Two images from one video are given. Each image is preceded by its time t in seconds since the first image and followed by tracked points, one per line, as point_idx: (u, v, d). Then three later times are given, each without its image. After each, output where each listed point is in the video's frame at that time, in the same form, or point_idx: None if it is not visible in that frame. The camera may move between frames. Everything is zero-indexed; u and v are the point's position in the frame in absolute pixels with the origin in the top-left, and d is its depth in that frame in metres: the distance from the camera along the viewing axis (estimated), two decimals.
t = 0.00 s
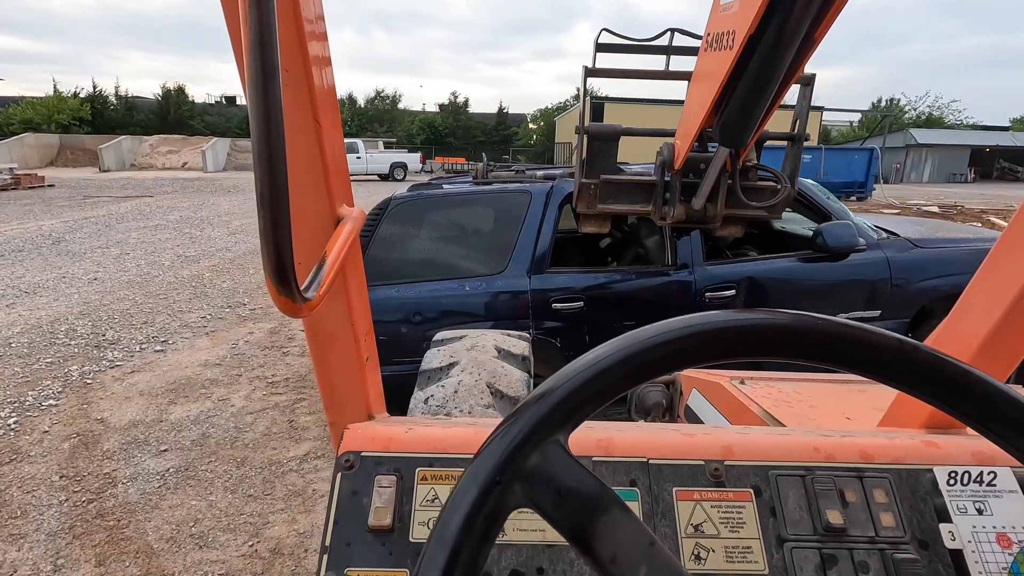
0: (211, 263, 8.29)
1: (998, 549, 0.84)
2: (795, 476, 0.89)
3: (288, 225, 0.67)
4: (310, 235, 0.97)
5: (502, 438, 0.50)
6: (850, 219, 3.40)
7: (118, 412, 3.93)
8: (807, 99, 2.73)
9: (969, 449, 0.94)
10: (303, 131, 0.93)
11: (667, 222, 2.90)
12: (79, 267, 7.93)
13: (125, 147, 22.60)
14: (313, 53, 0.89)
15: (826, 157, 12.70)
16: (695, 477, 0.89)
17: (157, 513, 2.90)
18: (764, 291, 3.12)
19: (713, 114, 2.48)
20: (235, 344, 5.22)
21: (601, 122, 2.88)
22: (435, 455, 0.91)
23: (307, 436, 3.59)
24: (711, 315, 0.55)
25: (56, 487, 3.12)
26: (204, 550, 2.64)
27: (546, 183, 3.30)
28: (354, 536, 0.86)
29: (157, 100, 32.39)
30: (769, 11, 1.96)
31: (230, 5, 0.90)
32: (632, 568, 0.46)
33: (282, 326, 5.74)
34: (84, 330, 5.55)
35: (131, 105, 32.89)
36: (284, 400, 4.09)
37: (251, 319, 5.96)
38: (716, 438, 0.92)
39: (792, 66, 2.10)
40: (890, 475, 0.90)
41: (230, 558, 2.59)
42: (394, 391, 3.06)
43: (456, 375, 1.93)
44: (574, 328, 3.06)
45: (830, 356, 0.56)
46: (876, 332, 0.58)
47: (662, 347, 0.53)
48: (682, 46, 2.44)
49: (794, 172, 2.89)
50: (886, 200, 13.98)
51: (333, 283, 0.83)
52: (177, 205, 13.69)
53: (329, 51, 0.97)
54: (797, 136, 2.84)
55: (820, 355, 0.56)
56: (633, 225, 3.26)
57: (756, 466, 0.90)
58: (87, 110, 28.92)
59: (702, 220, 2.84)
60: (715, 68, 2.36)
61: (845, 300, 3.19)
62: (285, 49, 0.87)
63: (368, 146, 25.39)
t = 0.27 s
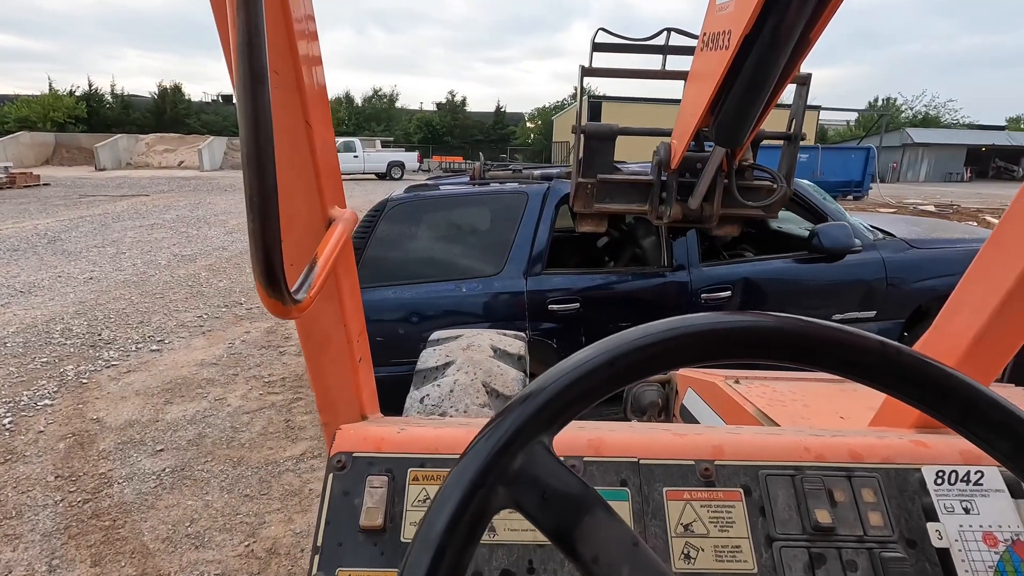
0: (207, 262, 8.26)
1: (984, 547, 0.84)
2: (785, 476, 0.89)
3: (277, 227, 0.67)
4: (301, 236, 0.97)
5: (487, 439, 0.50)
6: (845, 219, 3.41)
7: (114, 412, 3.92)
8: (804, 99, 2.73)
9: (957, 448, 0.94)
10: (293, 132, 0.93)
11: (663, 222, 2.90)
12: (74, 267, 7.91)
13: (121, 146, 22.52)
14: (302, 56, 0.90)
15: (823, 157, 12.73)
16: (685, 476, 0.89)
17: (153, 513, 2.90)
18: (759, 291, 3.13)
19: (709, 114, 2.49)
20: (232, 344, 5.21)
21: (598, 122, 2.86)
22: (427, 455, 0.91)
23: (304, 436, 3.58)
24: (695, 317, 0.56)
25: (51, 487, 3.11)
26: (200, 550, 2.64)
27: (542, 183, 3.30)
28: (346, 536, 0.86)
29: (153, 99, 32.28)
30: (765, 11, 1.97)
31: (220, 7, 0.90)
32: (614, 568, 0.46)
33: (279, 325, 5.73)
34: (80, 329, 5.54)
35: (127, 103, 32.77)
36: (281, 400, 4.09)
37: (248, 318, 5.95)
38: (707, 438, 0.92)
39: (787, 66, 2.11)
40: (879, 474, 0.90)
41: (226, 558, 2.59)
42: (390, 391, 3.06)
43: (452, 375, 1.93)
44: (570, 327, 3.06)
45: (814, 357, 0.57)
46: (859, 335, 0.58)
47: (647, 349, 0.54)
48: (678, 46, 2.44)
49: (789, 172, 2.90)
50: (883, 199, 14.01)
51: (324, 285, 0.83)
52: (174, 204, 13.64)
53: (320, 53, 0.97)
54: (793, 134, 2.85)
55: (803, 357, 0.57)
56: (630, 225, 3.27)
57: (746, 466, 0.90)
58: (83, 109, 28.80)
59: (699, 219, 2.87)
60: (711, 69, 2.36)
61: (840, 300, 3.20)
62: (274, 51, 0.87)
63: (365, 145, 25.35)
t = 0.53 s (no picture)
0: (204, 261, 8.23)
1: (982, 552, 0.83)
2: (781, 480, 0.88)
3: (259, 227, 0.66)
4: (289, 237, 0.95)
5: (474, 446, 0.49)
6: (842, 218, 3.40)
7: (109, 412, 3.90)
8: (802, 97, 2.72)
9: (955, 451, 0.93)
10: (279, 131, 0.91)
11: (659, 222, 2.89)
12: (69, 266, 7.87)
13: (118, 145, 22.44)
14: (287, 53, 0.88)
15: (820, 156, 12.74)
16: (680, 481, 0.88)
17: (148, 514, 2.88)
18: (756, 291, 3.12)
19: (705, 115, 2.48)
20: (228, 344, 5.19)
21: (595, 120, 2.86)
22: (418, 460, 0.90)
23: (300, 436, 3.57)
24: (688, 321, 0.55)
25: (45, 488, 3.09)
26: (195, 551, 2.62)
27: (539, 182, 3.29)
28: (335, 543, 0.85)
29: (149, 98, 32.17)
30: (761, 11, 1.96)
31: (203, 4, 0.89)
32: None
33: (275, 325, 5.71)
34: (75, 329, 5.51)
35: (123, 102, 32.66)
36: (277, 400, 4.07)
37: (244, 318, 5.93)
38: (702, 441, 0.91)
39: (783, 67, 2.10)
40: (876, 478, 0.89)
41: (221, 559, 2.58)
42: (386, 391, 3.05)
43: (447, 375, 1.92)
44: (567, 327, 3.05)
45: (810, 361, 0.55)
46: (855, 338, 0.57)
47: (638, 354, 0.53)
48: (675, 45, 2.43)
49: (786, 171, 2.89)
50: (880, 198, 14.03)
51: (311, 287, 0.81)
52: (170, 203, 13.60)
53: (307, 50, 0.95)
54: (790, 133, 2.84)
55: (800, 361, 0.55)
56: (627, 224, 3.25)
57: (742, 470, 0.89)
58: (79, 108, 28.69)
59: (696, 219, 2.87)
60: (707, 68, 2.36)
61: (837, 299, 3.19)
62: (257, 49, 0.85)
63: (362, 144, 25.30)
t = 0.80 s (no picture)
0: (201, 261, 8.21)
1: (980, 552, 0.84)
2: (779, 480, 0.88)
3: (254, 227, 0.66)
4: (286, 237, 0.95)
5: (470, 450, 0.49)
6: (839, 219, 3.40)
7: (105, 412, 3.89)
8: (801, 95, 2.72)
9: (954, 451, 0.93)
10: (276, 130, 0.91)
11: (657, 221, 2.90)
12: (66, 265, 7.84)
13: (114, 144, 22.37)
14: (283, 53, 0.87)
15: (817, 155, 12.75)
16: (678, 481, 0.88)
17: (144, 514, 2.87)
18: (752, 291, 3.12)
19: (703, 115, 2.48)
20: (225, 343, 5.18)
21: (594, 119, 2.88)
22: (415, 461, 0.90)
23: (298, 435, 3.56)
24: (686, 323, 0.54)
25: (41, 489, 3.08)
26: (192, 552, 2.61)
27: (537, 183, 3.28)
28: (332, 545, 0.84)
29: (145, 97, 32.07)
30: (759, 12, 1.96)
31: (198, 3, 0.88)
32: None
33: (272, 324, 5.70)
34: (71, 329, 5.49)
35: (119, 101, 32.54)
36: (274, 399, 4.07)
37: (241, 317, 5.92)
38: (700, 442, 0.91)
39: (781, 68, 2.11)
40: (875, 478, 0.89)
41: (218, 560, 2.57)
42: (383, 390, 3.05)
43: (446, 375, 1.92)
44: (564, 326, 3.05)
45: (810, 363, 0.55)
46: (855, 340, 0.57)
47: (636, 354, 0.52)
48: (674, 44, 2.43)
49: (784, 170, 2.90)
50: (877, 198, 14.05)
51: (307, 287, 0.81)
52: (167, 202, 13.57)
53: (303, 49, 0.95)
54: (790, 132, 2.84)
55: (801, 363, 0.55)
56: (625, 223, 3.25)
57: (740, 470, 0.89)
58: (75, 106, 28.59)
59: (693, 219, 2.87)
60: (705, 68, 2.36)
61: (834, 299, 3.20)
62: (252, 49, 0.85)
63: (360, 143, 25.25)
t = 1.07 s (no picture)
0: (199, 260, 8.20)
1: (980, 545, 0.84)
2: (781, 475, 0.89)
3: (265, 225, 0.66)
4: (292, 235, 0.95)
5: (480, 441, 0.49)
6: (837, 219, 3.41)
7: (103, 412, 3.89)
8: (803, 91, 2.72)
9: (953, 446, 0.94)
10: (282, 128, 0.91)
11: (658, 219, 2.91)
12: (63, 265, 7.83)
13: (111, 143, 22.32)
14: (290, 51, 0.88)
15: (815, 154, 12.76)
16: (681, 476, 0.88)
17: (143, 514, 2.87)
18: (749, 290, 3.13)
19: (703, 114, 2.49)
20: (224, 343, 5.18)
21: (596, 115, 2.83)
22: (421, 456, 0.90)
23: (296, 435, 3.56)
24: (692, 316, 0.55)
25: (38, 489, 3.08)
26: (191, 551, 2.61)
27: (536, 180, 3.27)
28: (338, 539, 0.85)
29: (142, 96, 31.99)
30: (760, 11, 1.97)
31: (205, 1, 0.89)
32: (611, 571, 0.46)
33: (271, 323, 5.69)
34: (68, 328, 5.48)
35: (116, 100, 32.48)
36: (273, 399, 4.07)
37: (239, 317, 5.91)
38: (703, 437, 0.92)
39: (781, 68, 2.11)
40: (875, 472, 0.90)
41: (217, 559, 2.57)
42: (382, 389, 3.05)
43: (447, 372, 1.93)
44: (562, 325, 3.07)
45: (814, 356, 0.56)
46: (858, 333, 0.57)
47: (643, 347, 0.53)
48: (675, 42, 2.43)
49: (784, 169, 2.90)
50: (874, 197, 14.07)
51: (314, 284, 0.81)
52: (164, 201, 13.54)
53: (309, 47, 0.95)
54: (791, 130, 2.85)
55: (805, 356, 0.56)
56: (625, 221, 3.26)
57: (742, 465, 0.90)
58: (72, 105, 28.51)
59: (693, 217, 2.89)
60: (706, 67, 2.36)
61: (832, 298, 3.21)
62: (260, 47, 0.85)
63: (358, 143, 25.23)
